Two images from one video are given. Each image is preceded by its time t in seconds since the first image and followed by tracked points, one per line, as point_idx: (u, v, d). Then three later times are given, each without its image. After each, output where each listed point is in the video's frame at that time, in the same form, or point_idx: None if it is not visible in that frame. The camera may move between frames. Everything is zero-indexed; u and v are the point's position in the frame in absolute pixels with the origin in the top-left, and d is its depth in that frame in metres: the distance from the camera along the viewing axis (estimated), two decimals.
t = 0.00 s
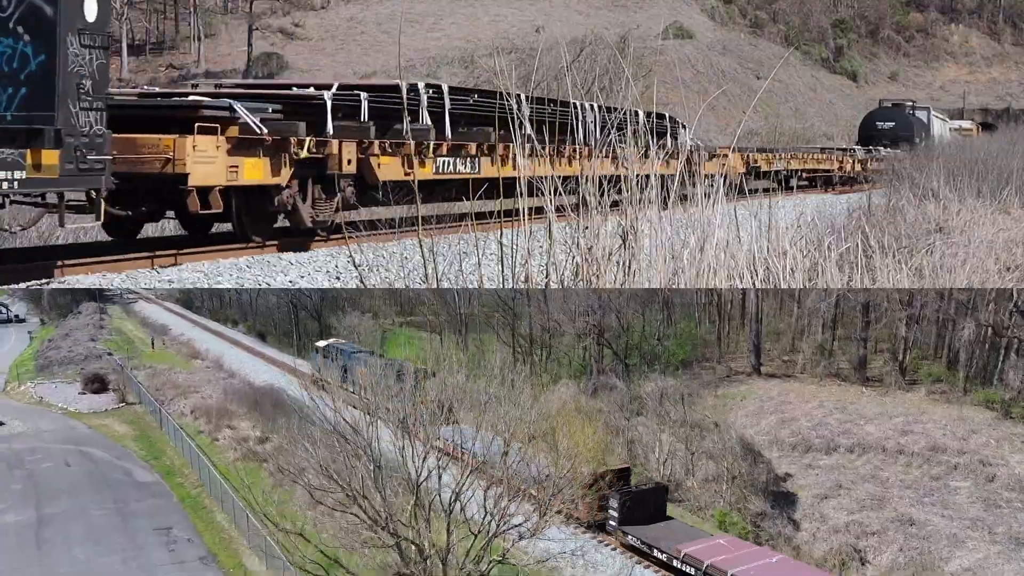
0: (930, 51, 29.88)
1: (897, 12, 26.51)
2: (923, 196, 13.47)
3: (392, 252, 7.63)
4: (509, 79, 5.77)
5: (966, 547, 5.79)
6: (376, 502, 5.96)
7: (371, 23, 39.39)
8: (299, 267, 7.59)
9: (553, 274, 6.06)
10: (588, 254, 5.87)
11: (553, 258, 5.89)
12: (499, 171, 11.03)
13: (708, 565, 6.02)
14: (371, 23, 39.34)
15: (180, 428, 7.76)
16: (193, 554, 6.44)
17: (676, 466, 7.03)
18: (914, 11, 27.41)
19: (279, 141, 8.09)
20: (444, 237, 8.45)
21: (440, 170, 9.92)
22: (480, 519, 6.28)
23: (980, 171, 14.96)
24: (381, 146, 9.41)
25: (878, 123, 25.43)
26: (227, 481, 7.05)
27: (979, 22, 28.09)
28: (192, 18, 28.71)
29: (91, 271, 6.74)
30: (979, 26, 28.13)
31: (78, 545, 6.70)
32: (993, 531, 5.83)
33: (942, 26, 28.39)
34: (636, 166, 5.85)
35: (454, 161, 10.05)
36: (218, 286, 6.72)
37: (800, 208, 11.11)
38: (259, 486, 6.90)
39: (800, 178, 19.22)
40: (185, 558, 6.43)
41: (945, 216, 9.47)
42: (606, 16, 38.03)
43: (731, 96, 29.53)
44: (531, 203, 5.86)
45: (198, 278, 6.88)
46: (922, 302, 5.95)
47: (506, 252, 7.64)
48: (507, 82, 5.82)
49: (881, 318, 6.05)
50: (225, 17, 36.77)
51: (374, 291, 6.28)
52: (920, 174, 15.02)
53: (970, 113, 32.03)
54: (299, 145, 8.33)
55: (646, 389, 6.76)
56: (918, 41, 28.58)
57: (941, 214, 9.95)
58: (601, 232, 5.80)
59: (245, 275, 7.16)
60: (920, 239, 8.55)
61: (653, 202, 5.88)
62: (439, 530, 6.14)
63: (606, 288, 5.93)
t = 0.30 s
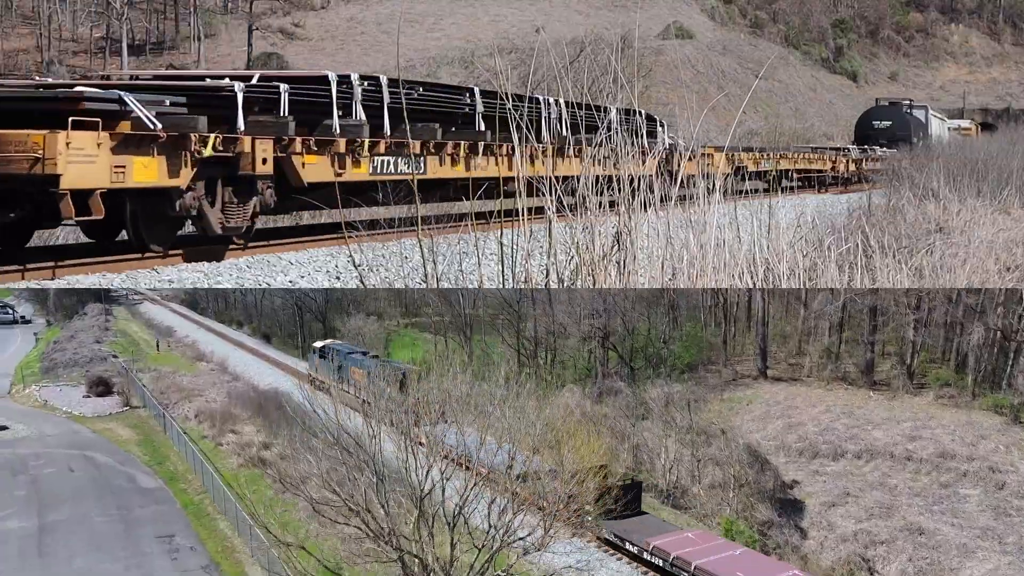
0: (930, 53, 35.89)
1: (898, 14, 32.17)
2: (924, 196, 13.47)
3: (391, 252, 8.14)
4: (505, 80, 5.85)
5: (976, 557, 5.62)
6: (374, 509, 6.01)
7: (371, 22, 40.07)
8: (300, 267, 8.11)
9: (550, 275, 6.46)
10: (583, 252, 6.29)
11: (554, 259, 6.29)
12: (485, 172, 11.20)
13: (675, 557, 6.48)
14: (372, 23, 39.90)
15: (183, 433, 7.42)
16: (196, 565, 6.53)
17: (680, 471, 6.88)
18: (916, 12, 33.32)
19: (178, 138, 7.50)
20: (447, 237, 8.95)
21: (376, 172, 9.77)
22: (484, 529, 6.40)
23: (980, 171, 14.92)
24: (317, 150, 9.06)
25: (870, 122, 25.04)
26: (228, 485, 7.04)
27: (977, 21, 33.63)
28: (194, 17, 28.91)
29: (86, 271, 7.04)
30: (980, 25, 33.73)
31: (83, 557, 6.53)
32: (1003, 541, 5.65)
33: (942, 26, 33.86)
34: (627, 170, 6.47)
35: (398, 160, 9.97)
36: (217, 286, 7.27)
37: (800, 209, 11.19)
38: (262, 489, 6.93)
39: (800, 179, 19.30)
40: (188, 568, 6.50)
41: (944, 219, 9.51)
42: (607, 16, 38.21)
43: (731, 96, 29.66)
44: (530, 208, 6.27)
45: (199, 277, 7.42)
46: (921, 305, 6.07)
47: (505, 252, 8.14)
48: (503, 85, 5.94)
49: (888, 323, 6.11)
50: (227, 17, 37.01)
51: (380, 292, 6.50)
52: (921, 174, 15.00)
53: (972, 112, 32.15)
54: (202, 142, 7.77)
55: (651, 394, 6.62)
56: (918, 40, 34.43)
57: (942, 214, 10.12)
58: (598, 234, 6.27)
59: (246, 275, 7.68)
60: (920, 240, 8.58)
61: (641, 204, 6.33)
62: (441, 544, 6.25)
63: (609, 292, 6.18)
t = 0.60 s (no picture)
0: (933, 52, 39.93)
1: (897, 15, 41.12)
2: (923, 196, 13.47)
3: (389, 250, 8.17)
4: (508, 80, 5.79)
5: (988, 567, 5.64)
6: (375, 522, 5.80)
7: (371, 22, 40.03)
8: (300, 267, 8.05)
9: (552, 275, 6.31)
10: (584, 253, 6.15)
11: (555, 259, 6.02)
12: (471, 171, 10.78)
13: (645, 548, 6.54)
14: (372, 23, 40.01)
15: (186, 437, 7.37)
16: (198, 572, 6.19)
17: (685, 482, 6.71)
18: None
19: (45, 136, 6.31)
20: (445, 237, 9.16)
21: (299, 172, 8.58)
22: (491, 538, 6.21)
23: (981, 171, 14.89)
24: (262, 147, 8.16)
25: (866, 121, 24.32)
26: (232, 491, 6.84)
27: (977, 23, 38.21)
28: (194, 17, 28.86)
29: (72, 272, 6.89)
30: (979, 25, 38.29)
31: (82, 563, 6.27)
32: (1014, 551, 5.72)
33: (943, 26, 39.81)
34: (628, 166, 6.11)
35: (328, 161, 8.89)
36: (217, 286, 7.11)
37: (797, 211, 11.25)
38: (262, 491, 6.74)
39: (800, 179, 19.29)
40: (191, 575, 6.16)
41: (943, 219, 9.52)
42: (607, 16, 38.22)
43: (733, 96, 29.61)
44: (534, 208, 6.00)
45: (199, 277, 7.26)
46: (931, 309, 6.00)
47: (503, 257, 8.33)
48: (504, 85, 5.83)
49: (897, 327, 6.06)
50: (227, 18, 36.91)
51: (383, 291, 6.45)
52: (921, 174, 14.99)
53: (974, 111, 32.24)
54: (76, 139, 6.49)
55: (658, 400, 6.56)
56: (917, 43, 40.34)
57: (941, 214, 10.16)
58: (601, 236, 5.99)
59: (245, 275, 7.51)
60: (919, 240, 8.51)
61: (644, 204, 5.97)
62: (444, 558, 6.07)
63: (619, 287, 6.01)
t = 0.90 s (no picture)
0: (932, 51, 42.81)
1: (897, 15, 44.80)
2: (926, 195, 13.68)
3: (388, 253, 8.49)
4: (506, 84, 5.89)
5: None
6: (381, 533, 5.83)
7: (371, 22, 40.31)
8: (300, 267, 8.44)
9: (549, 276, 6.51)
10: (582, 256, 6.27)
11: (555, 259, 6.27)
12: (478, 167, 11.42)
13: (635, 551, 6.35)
14: (372, 23, 40.20)
15: (190, 441, 7.24)
16: None
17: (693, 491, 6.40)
18: (914, 12, 44.77)
19: None
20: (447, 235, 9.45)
21: (202, 172, 8.08)
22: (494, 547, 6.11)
23: (982, 171, 15.43)
24: (157, 145, 7.65)
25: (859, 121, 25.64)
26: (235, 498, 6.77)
27: (978, 22, 39.46)
28: (196, 18, 28.87)
29: (88, 270, 7.02)
30: (980, 26, 39.48)
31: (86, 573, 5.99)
32: None
33: (943, 27, 41.57)
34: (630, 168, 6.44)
35: (239, 160, 8.44)
36: (218, 285, 7.41)
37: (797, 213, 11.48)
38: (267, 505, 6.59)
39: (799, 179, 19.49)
40: None
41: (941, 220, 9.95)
42: (607, 16, 38.43)
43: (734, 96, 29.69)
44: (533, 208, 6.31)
45: (199, 277, 7.56)
46: (940, 312, 6.05)
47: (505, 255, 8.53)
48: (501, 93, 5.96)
49: (906, 332, 6.12)
50: (227, 18, 37.01)
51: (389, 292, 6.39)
52: (923, 172, 15.58)
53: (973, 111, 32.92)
54: None
55: (664, 406, 6.40)
56: (920, 44, 43.29)
57: (942, 214, 10.76)
58: (597, 235, 6.16)
59: (245, 275, 7.82)
60: (917, 241, 8.95)
61: (637, 209, 6.22)
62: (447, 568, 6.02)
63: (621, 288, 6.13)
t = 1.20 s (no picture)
0: (932, 52, 44.71)
1: (898, 14, 46.66)
2: (923, 196, 14.46)
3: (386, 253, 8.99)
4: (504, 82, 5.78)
5: None
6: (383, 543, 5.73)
7: (371, 22, 40.46)
8: (299, 267, 8.92)
9: (549, 274, 6.63)
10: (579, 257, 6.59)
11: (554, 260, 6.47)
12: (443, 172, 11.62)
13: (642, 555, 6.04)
14: (372, 23, 40.35)
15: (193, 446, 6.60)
16: None
17: (701, 500, 6.19)
18: (915, 12, 47.11)
19: None
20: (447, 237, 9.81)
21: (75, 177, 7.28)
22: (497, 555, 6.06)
23: (981, 173, 16.19)
24: (17, 143, 6.84)
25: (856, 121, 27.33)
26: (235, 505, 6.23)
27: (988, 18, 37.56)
28: (197, 17, 28.95)
29: (88, 271, 7.55)
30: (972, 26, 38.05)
31: None
32: None
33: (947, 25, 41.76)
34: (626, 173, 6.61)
35: (127, 157, 7.62)
36: (217, 284, 7.82)
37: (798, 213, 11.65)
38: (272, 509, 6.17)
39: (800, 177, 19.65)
40: None
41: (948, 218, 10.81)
42: (605, 16, 38.63)
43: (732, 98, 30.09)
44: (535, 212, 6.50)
45: (199, 277, 8.02)
46: (947, 315, 6.09)
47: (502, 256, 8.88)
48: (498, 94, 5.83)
49: (915, 337, 6.12)
50: (227, 17, 37.15)
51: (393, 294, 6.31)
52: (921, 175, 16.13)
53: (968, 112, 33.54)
54: None
55: (671, 413, 6.31)
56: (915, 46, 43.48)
57: (943, 214, 11.43)
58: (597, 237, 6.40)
59: (245, 275, 8.29)
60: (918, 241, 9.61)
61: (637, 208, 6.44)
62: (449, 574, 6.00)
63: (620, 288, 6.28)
